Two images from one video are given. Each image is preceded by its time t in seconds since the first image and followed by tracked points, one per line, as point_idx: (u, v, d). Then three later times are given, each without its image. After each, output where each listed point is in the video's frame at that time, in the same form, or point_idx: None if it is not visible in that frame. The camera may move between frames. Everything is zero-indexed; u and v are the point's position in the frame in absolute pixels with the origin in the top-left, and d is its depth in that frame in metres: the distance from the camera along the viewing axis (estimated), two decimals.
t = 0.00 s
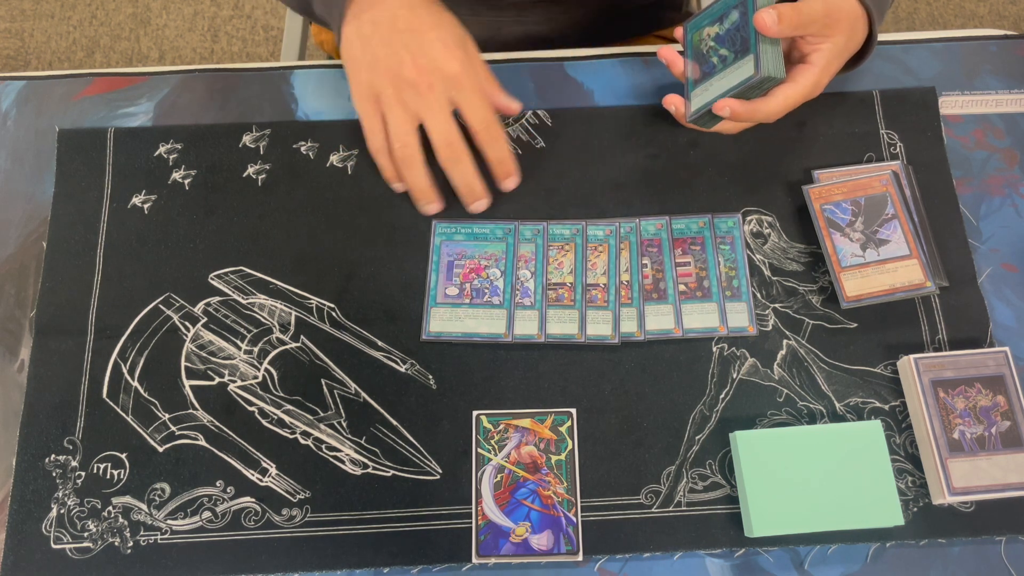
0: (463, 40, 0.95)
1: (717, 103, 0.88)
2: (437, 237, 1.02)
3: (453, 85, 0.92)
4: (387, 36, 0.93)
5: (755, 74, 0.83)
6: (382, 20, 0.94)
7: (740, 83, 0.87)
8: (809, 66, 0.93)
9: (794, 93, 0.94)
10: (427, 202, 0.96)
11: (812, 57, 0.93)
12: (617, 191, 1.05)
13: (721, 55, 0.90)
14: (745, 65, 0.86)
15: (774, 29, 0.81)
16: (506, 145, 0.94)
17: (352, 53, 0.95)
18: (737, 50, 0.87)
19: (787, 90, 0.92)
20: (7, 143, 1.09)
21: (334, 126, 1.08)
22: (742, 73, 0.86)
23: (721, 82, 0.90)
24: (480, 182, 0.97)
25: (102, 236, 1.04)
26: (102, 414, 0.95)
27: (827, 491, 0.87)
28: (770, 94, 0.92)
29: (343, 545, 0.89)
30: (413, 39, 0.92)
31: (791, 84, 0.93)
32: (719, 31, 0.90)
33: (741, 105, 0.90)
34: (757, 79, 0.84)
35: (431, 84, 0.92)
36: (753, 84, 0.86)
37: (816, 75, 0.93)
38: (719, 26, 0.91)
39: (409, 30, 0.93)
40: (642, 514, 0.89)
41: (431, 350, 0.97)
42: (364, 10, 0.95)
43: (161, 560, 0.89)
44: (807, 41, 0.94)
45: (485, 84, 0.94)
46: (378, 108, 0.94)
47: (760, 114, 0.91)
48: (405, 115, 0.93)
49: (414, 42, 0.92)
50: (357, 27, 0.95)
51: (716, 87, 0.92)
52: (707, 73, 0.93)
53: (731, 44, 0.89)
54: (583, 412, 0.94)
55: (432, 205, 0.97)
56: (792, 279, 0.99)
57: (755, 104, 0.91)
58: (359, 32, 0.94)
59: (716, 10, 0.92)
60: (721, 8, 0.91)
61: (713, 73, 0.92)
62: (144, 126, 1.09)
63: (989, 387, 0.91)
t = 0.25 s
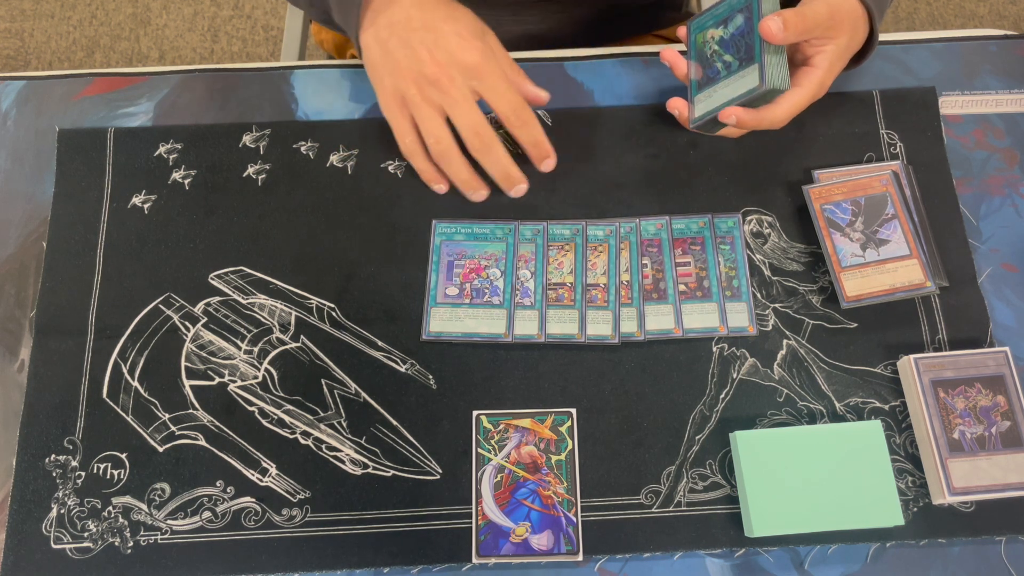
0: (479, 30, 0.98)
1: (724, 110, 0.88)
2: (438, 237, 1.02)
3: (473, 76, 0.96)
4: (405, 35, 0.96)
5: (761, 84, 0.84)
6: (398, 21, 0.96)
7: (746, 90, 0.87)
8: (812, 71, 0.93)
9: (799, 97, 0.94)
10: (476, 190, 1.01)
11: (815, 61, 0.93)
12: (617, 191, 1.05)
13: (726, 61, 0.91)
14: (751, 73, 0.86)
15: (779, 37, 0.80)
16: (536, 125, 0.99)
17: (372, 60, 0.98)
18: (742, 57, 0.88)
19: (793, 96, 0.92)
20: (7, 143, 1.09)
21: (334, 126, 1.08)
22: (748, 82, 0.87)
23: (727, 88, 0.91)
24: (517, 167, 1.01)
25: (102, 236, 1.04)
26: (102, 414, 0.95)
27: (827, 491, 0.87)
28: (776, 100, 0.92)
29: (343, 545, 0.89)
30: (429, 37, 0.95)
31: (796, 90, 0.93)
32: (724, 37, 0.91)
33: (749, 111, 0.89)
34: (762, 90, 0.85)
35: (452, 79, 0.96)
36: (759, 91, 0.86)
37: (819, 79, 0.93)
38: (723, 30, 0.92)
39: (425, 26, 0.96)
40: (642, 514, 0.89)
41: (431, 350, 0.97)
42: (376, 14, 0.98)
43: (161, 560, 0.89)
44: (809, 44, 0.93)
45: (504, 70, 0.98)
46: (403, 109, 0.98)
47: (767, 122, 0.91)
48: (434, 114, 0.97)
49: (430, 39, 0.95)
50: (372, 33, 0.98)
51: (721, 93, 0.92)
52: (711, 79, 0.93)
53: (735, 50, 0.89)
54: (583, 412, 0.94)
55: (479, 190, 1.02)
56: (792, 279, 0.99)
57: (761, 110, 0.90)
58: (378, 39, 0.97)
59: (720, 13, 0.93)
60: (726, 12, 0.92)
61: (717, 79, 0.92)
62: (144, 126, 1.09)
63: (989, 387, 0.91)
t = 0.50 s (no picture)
0: (440, 40, 0.98)
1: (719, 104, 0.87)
2: (437, 237, 1.02)
3: (437, 85, 0.95)
4: (368, 46, 0.95)
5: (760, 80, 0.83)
6: (359, 32, 0.96)
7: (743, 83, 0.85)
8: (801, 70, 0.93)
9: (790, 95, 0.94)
10: (449, 194, 0.99)
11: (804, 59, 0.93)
12: (617, 191, 1.05)
13: (721, 52, 0.88)
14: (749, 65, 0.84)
15: (778, 30, 0.80)
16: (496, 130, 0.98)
17: (337, 75, 0.97)
18: (738, 48, 0.86)
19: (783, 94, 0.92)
20: (7, 143, 1.09)
21: (334, 126, 1.08)
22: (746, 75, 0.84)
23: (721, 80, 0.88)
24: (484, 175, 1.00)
25: (102, 236, 1.04)
26: (102, 414, 0.95)
27: (827, 491, 0.87)
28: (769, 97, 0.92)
29: (343, 545, 0.89)
30: (392, 48, 0.95)
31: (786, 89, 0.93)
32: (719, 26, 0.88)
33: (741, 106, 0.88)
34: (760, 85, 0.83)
35: (416, 89, 0.95)
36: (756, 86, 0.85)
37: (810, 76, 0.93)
38: (718, 18, 0.89)
39: (387, 36, 0.96)
40: (642, 514, 0.89)
41: (432, 350, 0.97)
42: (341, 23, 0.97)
43: (161, 560, 0.89)
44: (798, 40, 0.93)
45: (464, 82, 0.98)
46: (372, 126, 0.97)
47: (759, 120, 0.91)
48: (403, 128, 0.95)
49: (393, 49, 0.95)
50: (333, 48, 0.97)
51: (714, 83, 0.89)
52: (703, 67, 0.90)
53: (731, 40, 0.87)
54: (583, 412, 0.94)
55: (451, 197, 1.00)
56: (792, 279, 0.99)
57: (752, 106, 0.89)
58: (341, 52, 0.96)
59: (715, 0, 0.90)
60: None
61: (711, 69, 0.89)
62: (144, 126, 1.09)
63: (989, 387, 0.91)
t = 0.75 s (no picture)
0: (423, 140, 0.78)
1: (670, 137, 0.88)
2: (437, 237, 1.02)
3: (415, 188, 0.74)
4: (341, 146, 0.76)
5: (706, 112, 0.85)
6: (332, 133, 0.77)
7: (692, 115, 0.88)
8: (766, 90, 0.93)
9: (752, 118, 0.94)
10: (418, 310, 0.73)
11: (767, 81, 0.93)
12: (617, 191, 1.05)
13: (678, 85, 0.92)
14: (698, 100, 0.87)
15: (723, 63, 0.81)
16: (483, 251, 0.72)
17: (309, 174, 0.78)
18: (691, 82, 0.89)
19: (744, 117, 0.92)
20: (7, 143, 1.09)
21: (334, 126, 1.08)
22: (695, 109, 0.87)
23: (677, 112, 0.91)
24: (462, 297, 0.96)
25: (102, 236, 1.04)
26: (102, 414, 0.95)
27: (827, 491, 0.87)
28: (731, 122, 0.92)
29: (343, 545, 0.89)
30: (365, 150, 0.75)
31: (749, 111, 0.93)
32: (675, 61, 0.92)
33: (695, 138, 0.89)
34: (705, 115, 0.85)
35: (391, 192, 0.73)
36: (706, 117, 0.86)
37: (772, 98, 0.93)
38: (677, 52, 0.93)
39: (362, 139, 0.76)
40: (642, 514, 0.89)
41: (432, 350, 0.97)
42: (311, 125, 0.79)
43: (161, 560, 0.89)
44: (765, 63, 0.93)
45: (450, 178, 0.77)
46: (345, 227, 0.75)
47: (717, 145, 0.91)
48: (375, 228, 0.74)
49: (367, 154, 0.75)
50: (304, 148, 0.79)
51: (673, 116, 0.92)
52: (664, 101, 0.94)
53: (687, 73, 0.90)
54: (583, 412, 0.94)
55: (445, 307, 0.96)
56: (792, 279, 0.99)
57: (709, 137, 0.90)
58: (313, 156, 0.78)
59: (676, 33, 0.95)
60: (681, 32, 0.94)
61: (669, 103, 0.93)
62: (144, 126, 1.09)
63: (989, 387, 0.91)
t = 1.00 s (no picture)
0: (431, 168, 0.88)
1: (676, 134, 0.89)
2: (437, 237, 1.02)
3: (425, 212, 0.85)
4: (351, 173, 0.87)
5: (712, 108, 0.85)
6: (344, 161, 0.87)
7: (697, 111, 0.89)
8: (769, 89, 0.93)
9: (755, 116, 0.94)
10: (437, 333, 0.85)
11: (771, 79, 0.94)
12: (617, 191, 1.05)
13: (683, 80, 0.92)
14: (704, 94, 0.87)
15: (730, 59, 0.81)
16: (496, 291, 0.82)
17: (320, 206, 0.89)
18: (696, 77, 0.89)
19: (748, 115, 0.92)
20: (7, 143, 1.09)
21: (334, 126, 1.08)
22: (701, 104, 0.88)
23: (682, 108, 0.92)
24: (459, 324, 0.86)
25: (101, 236, 1.04)
26: (102, 414, 0.95)
27: (827, 491, 0.87)
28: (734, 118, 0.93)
29: (343, 545, 0.89)
30: (379, 179, 0.86)
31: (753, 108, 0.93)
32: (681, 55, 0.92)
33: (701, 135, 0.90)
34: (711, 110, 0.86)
35: (405, 217, 0.84)
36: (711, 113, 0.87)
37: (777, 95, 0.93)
38: (682, 47, 0.93)
39: (375, 166, 0.86)
40: (642, 514, 0.89)
41: (432, 350, 0.97)
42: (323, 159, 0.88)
43: (161, 560, 0.89)
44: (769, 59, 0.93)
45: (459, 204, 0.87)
46: (360, 253, 0.87)
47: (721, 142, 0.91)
48: (391, 255, 0.85)
49: (379, 181, 0.86)
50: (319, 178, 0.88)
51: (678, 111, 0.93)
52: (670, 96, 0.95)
53: (692, 69, 0.90)
54: (582, 412, 0.94)
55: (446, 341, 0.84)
56: (792, 279, 0.99)
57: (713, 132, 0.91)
58: (323, 184, 0.88)
59: (680, 29, 0.94)
60: (686, 27, 0.93)
61: (675, 98, 0.93)
62: (144, 126, 1.09)
63: (989, 387, 0.91)
